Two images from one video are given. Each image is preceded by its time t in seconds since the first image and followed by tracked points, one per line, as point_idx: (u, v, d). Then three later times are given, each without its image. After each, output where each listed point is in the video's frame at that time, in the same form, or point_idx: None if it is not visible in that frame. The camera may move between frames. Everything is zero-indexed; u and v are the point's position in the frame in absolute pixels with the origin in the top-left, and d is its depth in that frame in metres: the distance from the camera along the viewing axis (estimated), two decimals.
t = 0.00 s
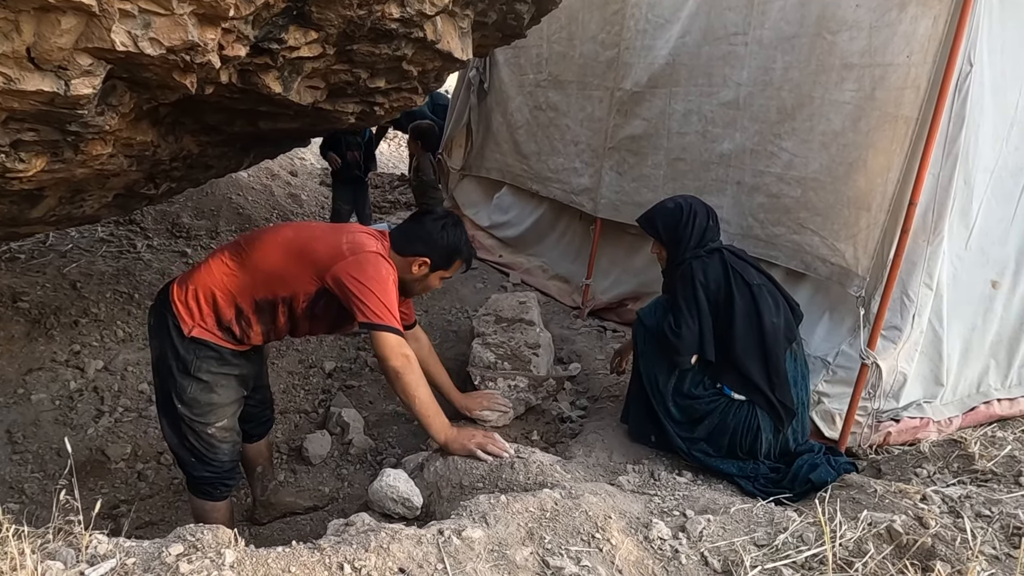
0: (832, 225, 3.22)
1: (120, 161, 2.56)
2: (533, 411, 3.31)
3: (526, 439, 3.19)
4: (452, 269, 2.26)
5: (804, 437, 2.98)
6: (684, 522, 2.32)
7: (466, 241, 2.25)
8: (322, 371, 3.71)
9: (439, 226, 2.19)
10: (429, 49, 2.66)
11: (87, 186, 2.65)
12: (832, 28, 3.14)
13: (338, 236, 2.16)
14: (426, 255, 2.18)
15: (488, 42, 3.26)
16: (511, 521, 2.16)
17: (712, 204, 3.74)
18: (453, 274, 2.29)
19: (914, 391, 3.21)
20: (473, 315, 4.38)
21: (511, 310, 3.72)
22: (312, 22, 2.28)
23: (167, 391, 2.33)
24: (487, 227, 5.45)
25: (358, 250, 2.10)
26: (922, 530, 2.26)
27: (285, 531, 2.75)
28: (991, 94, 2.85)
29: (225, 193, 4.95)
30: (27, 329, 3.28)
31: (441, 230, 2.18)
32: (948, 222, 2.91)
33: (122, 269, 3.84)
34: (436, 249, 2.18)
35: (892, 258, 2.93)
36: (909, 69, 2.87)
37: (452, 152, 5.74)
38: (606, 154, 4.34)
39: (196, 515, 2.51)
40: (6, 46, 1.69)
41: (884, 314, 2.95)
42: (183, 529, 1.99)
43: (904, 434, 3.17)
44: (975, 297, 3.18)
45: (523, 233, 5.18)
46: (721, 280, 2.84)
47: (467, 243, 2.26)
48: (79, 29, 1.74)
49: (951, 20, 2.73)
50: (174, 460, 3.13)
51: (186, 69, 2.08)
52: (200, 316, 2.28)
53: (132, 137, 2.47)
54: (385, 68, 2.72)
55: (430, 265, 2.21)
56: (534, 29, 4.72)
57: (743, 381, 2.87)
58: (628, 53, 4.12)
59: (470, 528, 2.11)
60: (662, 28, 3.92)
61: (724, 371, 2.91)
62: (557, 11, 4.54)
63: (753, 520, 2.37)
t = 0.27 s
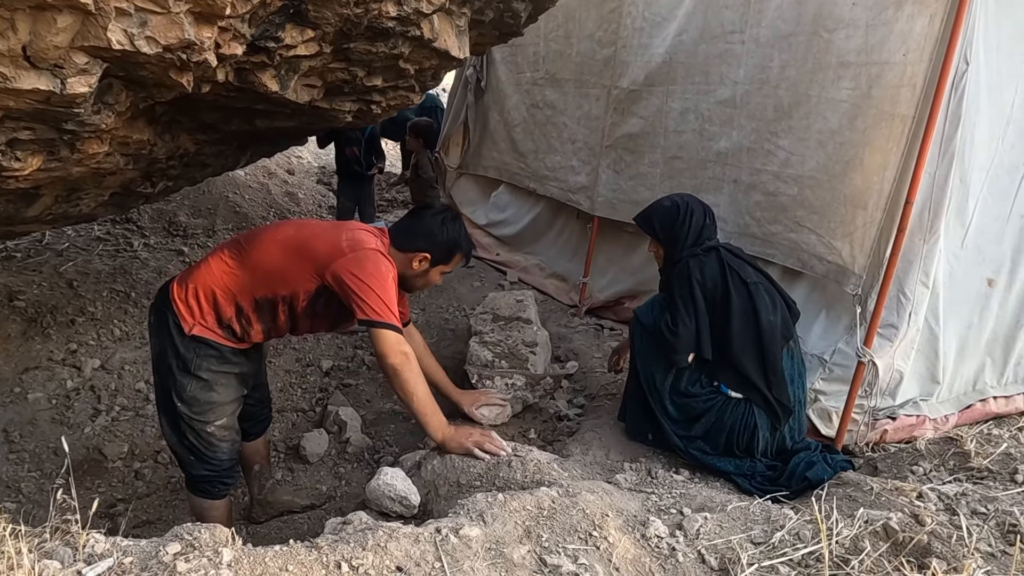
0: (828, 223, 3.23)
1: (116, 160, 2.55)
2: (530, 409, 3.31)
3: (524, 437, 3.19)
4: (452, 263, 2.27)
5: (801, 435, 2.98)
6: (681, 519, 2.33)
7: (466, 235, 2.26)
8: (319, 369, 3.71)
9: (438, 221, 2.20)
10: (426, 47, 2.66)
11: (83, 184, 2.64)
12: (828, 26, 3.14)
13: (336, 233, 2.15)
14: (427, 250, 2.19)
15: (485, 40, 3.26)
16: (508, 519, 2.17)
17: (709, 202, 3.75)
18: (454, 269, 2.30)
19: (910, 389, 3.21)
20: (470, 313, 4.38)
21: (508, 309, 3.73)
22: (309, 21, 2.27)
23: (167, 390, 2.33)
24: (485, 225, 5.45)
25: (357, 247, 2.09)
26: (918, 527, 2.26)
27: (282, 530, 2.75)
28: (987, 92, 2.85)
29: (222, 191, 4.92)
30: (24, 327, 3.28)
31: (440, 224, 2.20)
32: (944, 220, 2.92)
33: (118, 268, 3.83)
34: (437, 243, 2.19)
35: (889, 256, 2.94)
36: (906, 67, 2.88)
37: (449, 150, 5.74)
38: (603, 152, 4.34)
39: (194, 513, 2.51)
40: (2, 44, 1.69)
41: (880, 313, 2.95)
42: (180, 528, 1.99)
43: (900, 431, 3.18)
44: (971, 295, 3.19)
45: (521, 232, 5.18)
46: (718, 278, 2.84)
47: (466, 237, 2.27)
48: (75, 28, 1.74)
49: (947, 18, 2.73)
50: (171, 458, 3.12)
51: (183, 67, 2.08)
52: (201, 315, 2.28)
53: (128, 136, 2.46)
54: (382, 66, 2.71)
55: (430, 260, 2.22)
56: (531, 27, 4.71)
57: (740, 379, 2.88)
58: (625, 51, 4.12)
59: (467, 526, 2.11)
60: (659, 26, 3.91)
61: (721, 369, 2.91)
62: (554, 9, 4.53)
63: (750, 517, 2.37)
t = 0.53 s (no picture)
0: (827, 222, 3.23)
1: (116, 160, 2.55)
2: (529, 408, 3.31)
3: (523, 436, 3.20)
4: (452, 256, 2.28)
5: (800, 433, 2.98)
6: (680, 518, 2.33)
7: (465, 227, 2.27)
8: (319, 369, 3.71)
9: (438, 214, 2.21)
10: (425, 47, 2.66)
11: (83, 184, 2.64)
12: (828, 25, 3.14)
13: (336, 232, 2.17)
14: (427, 244, 2.20)
15: (484, 39, 3.26)
16: (508, 518, 2.17)
17: (708, 201, 3.75)
18: (454, 261, 2.31)
19: (910, 388, 3.22)
20: (469, 312, 4.38)
21: (508, 308, 3.73)
22: (308, 20, 2.27)
23: (190, 385, 2.37)
24: (484, 224, 5.45)
25: (355, 248, 2.11)
26: (917, 526, 2.27)
27: (282, 529, 2.76)
28: (986, 91, 2.85)
29: (222, 191, 4.90)
30: (23, 327, 3.29)
31: (440, 218, 2.20)
32: (943, 219, 2.92)
33: (118, 267, 3.84)
34: (437, 237, 2.19)
35: (888, 255, 2.94)
36: (905, 66, 2.88)
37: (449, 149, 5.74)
38: (603, 151, 4.34)
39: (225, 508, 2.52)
40: (2, 44, 1.69)
41: (880, 312, 2.95)
42: (180, 527, 1.99)
43: (900, 430, 3.18)
44: (971, 294, 3.20)
45: (520, 231, 5.18)
46: (718, 277, 2.84)
47: (466, 230, 2.27)
48: (75, 27, 1.74)
49: (946, 17, 2.73)
50: (171, 457, 3.10)
51: (182, 67, 2.08)
52: (210, 313, 2.31)
53: (127, 136, 2.46)
54: (381, 65, 2.71)
55: (430, 253, 2.22)
56: (531, 26, 4.71)
57: (739, 378, 2.88)
58: (625, 50, 4.12)
59: (467, 525, 2.11)
60: (659, 25, 3.91)
61: (720, 368, 2.92)
62: (554, 8, 4.53)
63: (749, 516, 2.38)
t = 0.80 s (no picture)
0: (827, 221, 3.23)
1: (115, 159, 2.55)
2: (529, 407, 3.31)
3: (523, 435, 3.20)
4: (457, 252, 2.25)
5: (799, 432, 2.98)
6: (680, 517, 2.33)
7: (470, 223, 2.24)
8: (318, 368, 3.71)
9: (441, 210, 2.19)
10: (424, 46, 2.66)
11: (82, 183, 2.64)
12: (827, 24, 3.14)
13: (336, 231, 2.19)
14: (429, 240, 2.19)
15: (484, 38, 3.25)
16: (508, 517, 2.17)
17: (708, 200, 3.75)
18: (458, 257, 2.28)
19: (909, 387, 3.22)
20: (469, 311, 4.38)
21: (508, 307, 3.73)
22: (307, 19, 2.27)
23: (216, 390, 2.40)
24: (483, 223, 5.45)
25: (355, 247, 2.12)
26: (916, 525, 2.27)
27: (283, 528, 2.76)
28: (986, 90, 2.85)
29: (221, 190, 4.89)
30: (23, 326, 3.30)
31: (442, 214, 2.19)
32: (943, 218, 2.92)
33: (117, 267, 3.84)
34: (439, 233, 2.18)
35: (888, 254, 2.94)
36: (905, 65, 2.88)
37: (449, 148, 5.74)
38: (602, 150, 4.34)
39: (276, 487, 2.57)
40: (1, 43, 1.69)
41: (879, 311, 2.95)
42: (180, 526, 1.99)
43: (899, 429, 3.19)
44: (970, 293, 3.20)
45: (519, 230, 5.18)
46: (717, 277, 2.85)
47: (471, 226, 2.25)
48: (74, 27, 1.74)
49: (945, 16, 2.73)
50: (170, 457, 3.10)
51: (182, 66, 2.08)
52: (220, 317, 2.32)
53: (127, 135, 2.46)
54: (381, 64, 2.71)
55: (433, 249, 2.22)
56: (530, 25, 4.71)
57: (739, 377, 2.88)
58: (624, 49, 4.12)
59: (467, 524, 2.12)
60: (658, 24, 3.91)
61: (720, 367, 2.92)
62: (553, 7, 4.53)
63: (749, 515, 2.38)
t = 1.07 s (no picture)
0: (826, 220, 3.24)
1: (114, 158, 2.55)
2: (528, 406, 3.32)
3: (523, 434, 3.20)
4: (463, 236, 2.29)
5: (798, 431, 2.99)
6: (679, 516, 2.33)
7: (475, 207, 2.27)
8: (318, 367, 3.71)
9: (447, 196, 2.21)
10: (423, 44, 2.66)
11: (81, 183, 2.64)
12: (826, 23, 3.15)
13: (342, 227, 2.20)
14: (438, 227, 2.21)
15: (483, 37, 3.25)
16: (507, 516, 2.17)
17: (707, 198, 3.75)
18: (464, 241, 2.32)
19: (909, 385, 3.22)
20: (468, 310, 4.39)
21: (507, 306, 3.73)
22: (306, 19, 2.27)
23: (226, 393, 2.41)
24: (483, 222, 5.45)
25: (363, 243, 2.14)
26: (915, 523, 2.28)
27: (282, 527, 2.77)
28: (985, 89, 2.85)
29: (220, 189, 4.89)
30: (22, 326, 3.31)
31: (449, 200, 2.21)
32: (942, 217, 2.92)
33: (116, 266, 3.85)
34: (447, 219, 2.20)
35: (887, 252, 2.94)
36: (904, 64, 2.88)
37: (449, 147, 5.74)
38: (601, 149, 4.34)
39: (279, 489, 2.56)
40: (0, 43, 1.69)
41: (878, 309, 2.96)
42: (180, 525, 2.00)
43: (898, 427, 3.19)
44: (969, 291, 3.20)
45: (519, 229, 5.18)
46: (717, 276, 2.84)
47: (476, 209, 2.28)
48: (73, 26, 1.74)
49: (944, 15, 2.73)
50: (169, 455, 3.08)
51: (180, 65, 2.08)
52: (229, 319, 2.33)
53: (126, 134, 2.47)
54: (380, 63, 2.71)
55: (442, 235, 2.24)
56: (529, 24, 4.71)
57: (738, 375, 2.89)
58: (623, 48, 4.12)
59: (467, 523, 2.12)
60: (657, 23, 3.91)
61: (719, 366, 2.93)
62: (552, 6, 4.53)
63: (748, 513, 2.38)
